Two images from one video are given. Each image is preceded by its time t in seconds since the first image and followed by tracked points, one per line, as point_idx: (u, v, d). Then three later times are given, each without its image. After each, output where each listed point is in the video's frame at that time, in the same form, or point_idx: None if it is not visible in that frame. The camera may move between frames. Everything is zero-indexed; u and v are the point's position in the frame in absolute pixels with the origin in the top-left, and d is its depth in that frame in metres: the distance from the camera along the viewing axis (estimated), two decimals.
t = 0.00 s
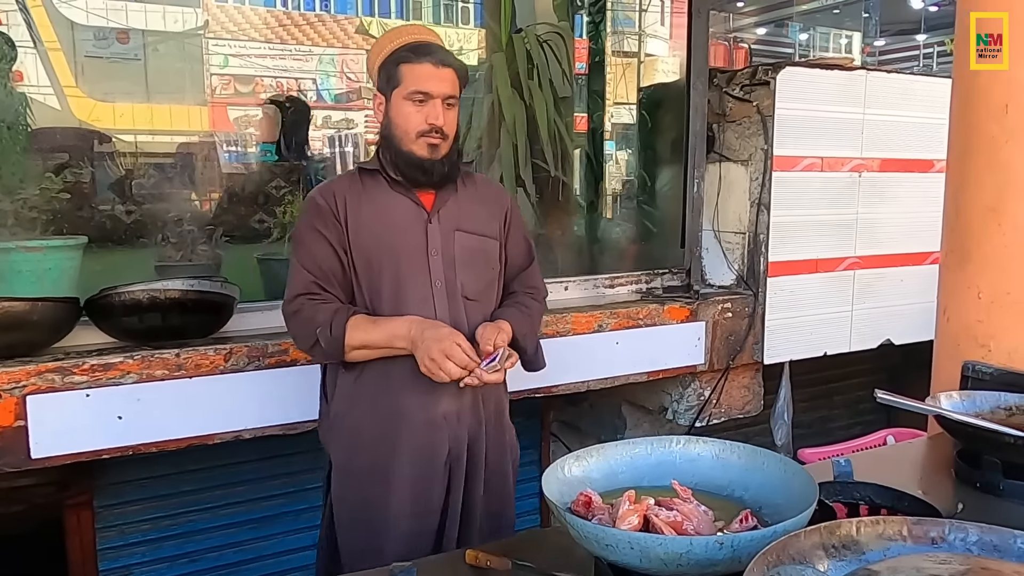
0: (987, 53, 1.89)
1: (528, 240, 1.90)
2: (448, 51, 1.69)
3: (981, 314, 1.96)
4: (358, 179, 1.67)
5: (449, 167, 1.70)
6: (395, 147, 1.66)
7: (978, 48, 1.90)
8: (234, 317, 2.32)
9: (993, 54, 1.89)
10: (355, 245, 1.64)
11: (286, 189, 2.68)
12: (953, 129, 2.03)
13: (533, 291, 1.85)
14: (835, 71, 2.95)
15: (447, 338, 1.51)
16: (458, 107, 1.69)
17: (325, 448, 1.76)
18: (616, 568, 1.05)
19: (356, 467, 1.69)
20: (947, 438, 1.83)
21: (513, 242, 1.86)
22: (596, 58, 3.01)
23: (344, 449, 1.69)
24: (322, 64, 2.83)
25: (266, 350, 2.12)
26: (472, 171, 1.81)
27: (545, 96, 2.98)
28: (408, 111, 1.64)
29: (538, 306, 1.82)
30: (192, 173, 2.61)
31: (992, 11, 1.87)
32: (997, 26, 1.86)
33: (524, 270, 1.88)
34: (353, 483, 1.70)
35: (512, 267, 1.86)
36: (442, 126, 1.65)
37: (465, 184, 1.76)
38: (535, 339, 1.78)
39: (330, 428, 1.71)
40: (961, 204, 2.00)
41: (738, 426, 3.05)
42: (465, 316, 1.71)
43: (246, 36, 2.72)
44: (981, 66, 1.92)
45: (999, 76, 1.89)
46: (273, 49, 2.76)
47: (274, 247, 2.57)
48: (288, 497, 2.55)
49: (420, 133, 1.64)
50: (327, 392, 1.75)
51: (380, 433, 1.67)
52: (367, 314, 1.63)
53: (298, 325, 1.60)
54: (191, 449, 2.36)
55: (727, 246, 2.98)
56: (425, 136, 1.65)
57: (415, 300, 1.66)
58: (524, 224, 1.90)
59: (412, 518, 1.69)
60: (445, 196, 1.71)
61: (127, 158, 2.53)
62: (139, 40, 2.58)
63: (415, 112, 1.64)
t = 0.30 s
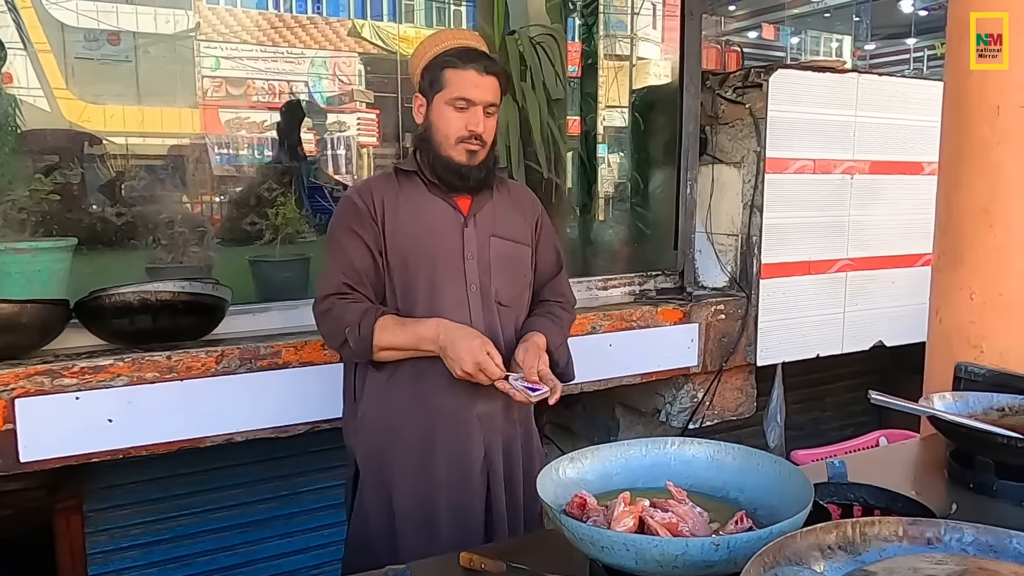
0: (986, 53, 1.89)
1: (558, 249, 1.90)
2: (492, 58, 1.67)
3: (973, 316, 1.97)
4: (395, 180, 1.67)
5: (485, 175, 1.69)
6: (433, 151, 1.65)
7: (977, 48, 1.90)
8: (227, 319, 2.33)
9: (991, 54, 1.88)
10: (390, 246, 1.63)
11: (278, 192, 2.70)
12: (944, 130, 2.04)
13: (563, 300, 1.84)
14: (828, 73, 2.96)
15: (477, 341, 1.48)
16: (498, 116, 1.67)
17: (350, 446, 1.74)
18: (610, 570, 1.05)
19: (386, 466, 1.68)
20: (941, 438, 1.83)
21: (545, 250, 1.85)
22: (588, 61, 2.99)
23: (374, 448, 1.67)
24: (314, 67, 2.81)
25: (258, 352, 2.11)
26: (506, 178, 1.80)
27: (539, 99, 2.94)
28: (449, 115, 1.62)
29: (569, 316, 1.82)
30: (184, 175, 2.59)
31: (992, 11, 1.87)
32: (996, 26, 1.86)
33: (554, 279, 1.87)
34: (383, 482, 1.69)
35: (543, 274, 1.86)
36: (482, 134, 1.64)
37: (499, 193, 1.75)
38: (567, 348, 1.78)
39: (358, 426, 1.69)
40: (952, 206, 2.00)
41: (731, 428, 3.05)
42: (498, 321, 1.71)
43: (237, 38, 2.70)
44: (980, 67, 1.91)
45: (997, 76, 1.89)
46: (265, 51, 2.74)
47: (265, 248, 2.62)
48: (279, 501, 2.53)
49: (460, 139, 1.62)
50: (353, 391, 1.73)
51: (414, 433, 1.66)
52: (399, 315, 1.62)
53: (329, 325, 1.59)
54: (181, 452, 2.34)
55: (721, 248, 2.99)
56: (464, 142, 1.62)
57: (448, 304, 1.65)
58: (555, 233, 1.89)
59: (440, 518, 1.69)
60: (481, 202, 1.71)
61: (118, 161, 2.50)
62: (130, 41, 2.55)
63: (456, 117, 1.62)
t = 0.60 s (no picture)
0: (985, 53, 1.89)
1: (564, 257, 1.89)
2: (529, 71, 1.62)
3: (966, 318, 1.98)
4: (414, 179, 1.65)
5: (505, 187, 1.67)
6: (456, 157, 1.62)
7: (976, 48, 1.90)
8: (220, 322, 2.32)
9: (991, 55, 1.88)
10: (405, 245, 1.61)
11: (272, 194, 2.69)
12: (939, 132, 2.04)
13: (566, 308, 1.85)
14: (821, 77, 2.97)
15: (497, 334, 1.45)
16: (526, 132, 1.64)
17: (353, 445, 1.72)
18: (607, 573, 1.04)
19: (391, 466, 1.66)
20: (935, 441, 1.83)
21: (552, 258, 1.85)
22: (583, 65, 3.03)
23: (380, 448, 1.66)
24: (307, 70, 2.82)
25: (252, 355, 2.10)
26: (521, 185, 1.79)
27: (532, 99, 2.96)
28: (477, 125, 1.59)
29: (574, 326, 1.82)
30: (177, 177, 2.58)
31: (991, 12, 1.86)
32: (996, 26, 1.85)
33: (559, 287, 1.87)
34: (387, 483, 1.67)
35: (551, 281, 1.85)
36: (507, 149, 1.61)
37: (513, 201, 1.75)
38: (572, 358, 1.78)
39: (364, 426, 1.67)
40: (947, 208, 2.01)
41: (724, 431, 3.05)
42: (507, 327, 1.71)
43: (231, 41, 2.70)
44: (979, 67, 1.91)
45: (997, 76, 1.88)
46: (258, 54, 2.75)
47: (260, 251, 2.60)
48: (272, 505, 2.52)
49: (484, 151, 1.59)
50: (357, 390, 1.70)
51: (421, 436, 1.65)
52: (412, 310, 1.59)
53: (340, 319, 1.55)
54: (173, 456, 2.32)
55: (714, 251, 3.00)
56: (488, 155, 1.60)
57: (460, 309, 1.64)
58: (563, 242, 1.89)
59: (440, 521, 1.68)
60: (497, 210, 1.70)
61: (110, 164, 2.48)
62: (122, 44, 2.54)
63: (484, 129, 1.59)
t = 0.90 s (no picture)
0: (985, 53, 1.89)
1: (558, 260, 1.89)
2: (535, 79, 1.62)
3: (962, 319, 1.98)
4: (412, 181, 1.63)
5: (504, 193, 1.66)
6: (458, 163, 1.60)
7: (976, 48, 1.90)
8: (214, 324, 2.31)
9: (991, 55, 1.88)
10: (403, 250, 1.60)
11: (265, 196, 2.68)
12: (934, 133, 2.04)
13: (559, 311, 1.85)
14: (815, 78, 2.97)
15: (498, 342, 1.47)
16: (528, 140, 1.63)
17: (345, 447, 1.70)
18: None
19: (386, 470, 1.64)
20: (931, 442, 1.83)
21: (549, 261, 1.85)
22: (577, 66, 3.01)
23: (374, 452, 1.64)
24: (300, 71, 2.80)
25: (245, 357, 2.09)
26: (518, 188, 1.79)
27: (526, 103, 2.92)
28: (482, 132, 1.57)
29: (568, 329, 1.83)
30: (170, 178, 2.57)
31: (991, 11, 1.86)
32: (996, 26, 1.86)
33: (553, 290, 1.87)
34: (380, 486, 1.66)
35: (546, 283, 1.85)
36: (510, 158, 1.60)
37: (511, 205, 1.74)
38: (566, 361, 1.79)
39: (358, 429, 1.65)
40: (942, 209, 2.01)
41: (719, 432, 3.05)
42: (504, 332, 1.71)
43: (223, 43, 2.68)
44: (979, 67, 1.90)
45: (996, 76, 1.88)
46: (250, 55, 2.73)
47: (253, 252, 2.59)
48: (265, 508, 2.51)
49: (488, 159, 1.58)
50: (351, 394, 1.69)
51: (419, 442, 1.64)
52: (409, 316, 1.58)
53: (337, 328, 1.54)
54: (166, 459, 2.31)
55: (709, 252, 3.00)
56: (491, 163, 1.59)
57: (458, 315, 1.63)
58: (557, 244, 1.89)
59: (433, 527, 1.67)
60: (495, 214, 1.69)
61: (102, 165, 2.47)
62: (114, 45, 2.52)
63: (489, 136, 1.58)
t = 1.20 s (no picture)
0: (985, 53, 1.88)
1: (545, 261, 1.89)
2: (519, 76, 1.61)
3: (955, 319, 1.98)
4: (397, 183, 1.62)
5: (490, 193, 1.65)
6: (442, 163, 1.60)
7: (976, 48, 1.89)
8: (207, 326, 2.30)
9: (990, 55, 1.88)
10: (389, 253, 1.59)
11: (258, 197, 2.67)
12: (927, 134, 2.04)
13: (546, 312, 1.84)
14: (808, 79, 2.98)
15: (487, 352, 1.46)
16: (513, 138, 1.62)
17: (329, 453, 1.69)
18: None
19: (370, 476, 1.64)
20: (924, 443, 1.83)
21: (535, 264, 1.84)
22: (572, 66, 3.04)
23: (358, 457, 1.63)
24: (294, 73, 2.80)
25: (238, 359, 2.07)
26: (504, 189, 1.78)
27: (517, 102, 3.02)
28: (465, 132, 1.57)
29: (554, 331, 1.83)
30: (162, 180, 2.55)
31: (991, 11, 1.86)
32: (996, 26, 1.86)
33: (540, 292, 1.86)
34: (364, 491, 1.65)
35: (532, 284, 1.85)
36: (495, 156, 1.59)
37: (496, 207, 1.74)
38: (552, 362, 1.78)
39: (342, 435, 1.64)
40: (934, 210, 2.01)
41: (713, 433, 3.05)
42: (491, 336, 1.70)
43: (216, 44, 2.68)
44: (979, 67, 1.90)
45: (996, 76, 1.88)
46: (243, 57, 2.73)
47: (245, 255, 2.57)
48: (258, 511, 2.50)
49: (472, 158, 1.58)
50: (335, 399, 1.68)
51: (404, 448, 1.63)
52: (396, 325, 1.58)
53: (325, 334, 1.53)
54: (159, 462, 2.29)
55: (703, 253, 3.00)
56: (476, 162, 1.58)
57: (445, 318, 1.63)
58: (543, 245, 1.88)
59: (418, 534, 1.65)
60: (480, 216, 1.69)
61: (94, 168, 2.43)
62: (106, 46, 2.51)
63: (472, 135, 1.57)
